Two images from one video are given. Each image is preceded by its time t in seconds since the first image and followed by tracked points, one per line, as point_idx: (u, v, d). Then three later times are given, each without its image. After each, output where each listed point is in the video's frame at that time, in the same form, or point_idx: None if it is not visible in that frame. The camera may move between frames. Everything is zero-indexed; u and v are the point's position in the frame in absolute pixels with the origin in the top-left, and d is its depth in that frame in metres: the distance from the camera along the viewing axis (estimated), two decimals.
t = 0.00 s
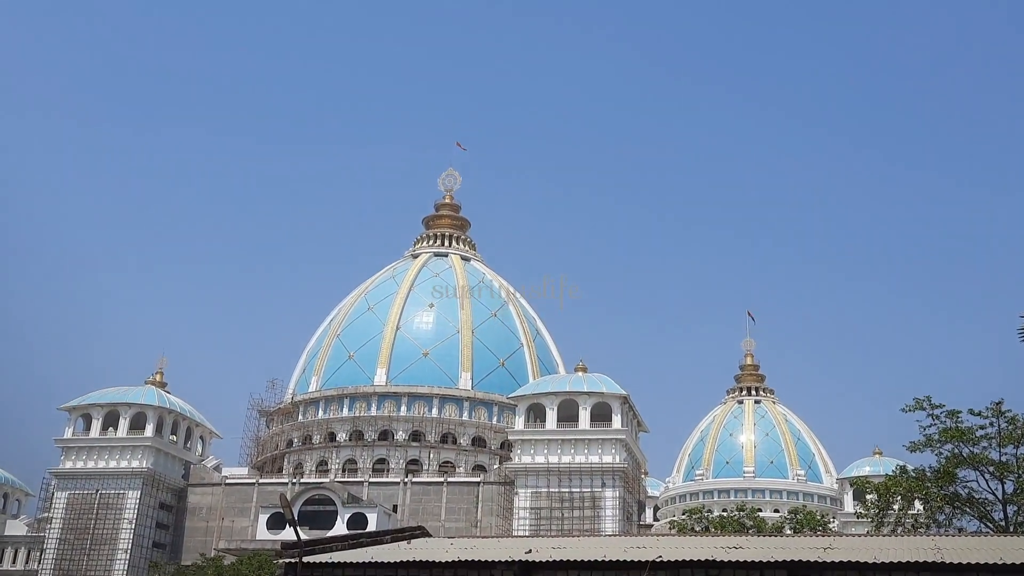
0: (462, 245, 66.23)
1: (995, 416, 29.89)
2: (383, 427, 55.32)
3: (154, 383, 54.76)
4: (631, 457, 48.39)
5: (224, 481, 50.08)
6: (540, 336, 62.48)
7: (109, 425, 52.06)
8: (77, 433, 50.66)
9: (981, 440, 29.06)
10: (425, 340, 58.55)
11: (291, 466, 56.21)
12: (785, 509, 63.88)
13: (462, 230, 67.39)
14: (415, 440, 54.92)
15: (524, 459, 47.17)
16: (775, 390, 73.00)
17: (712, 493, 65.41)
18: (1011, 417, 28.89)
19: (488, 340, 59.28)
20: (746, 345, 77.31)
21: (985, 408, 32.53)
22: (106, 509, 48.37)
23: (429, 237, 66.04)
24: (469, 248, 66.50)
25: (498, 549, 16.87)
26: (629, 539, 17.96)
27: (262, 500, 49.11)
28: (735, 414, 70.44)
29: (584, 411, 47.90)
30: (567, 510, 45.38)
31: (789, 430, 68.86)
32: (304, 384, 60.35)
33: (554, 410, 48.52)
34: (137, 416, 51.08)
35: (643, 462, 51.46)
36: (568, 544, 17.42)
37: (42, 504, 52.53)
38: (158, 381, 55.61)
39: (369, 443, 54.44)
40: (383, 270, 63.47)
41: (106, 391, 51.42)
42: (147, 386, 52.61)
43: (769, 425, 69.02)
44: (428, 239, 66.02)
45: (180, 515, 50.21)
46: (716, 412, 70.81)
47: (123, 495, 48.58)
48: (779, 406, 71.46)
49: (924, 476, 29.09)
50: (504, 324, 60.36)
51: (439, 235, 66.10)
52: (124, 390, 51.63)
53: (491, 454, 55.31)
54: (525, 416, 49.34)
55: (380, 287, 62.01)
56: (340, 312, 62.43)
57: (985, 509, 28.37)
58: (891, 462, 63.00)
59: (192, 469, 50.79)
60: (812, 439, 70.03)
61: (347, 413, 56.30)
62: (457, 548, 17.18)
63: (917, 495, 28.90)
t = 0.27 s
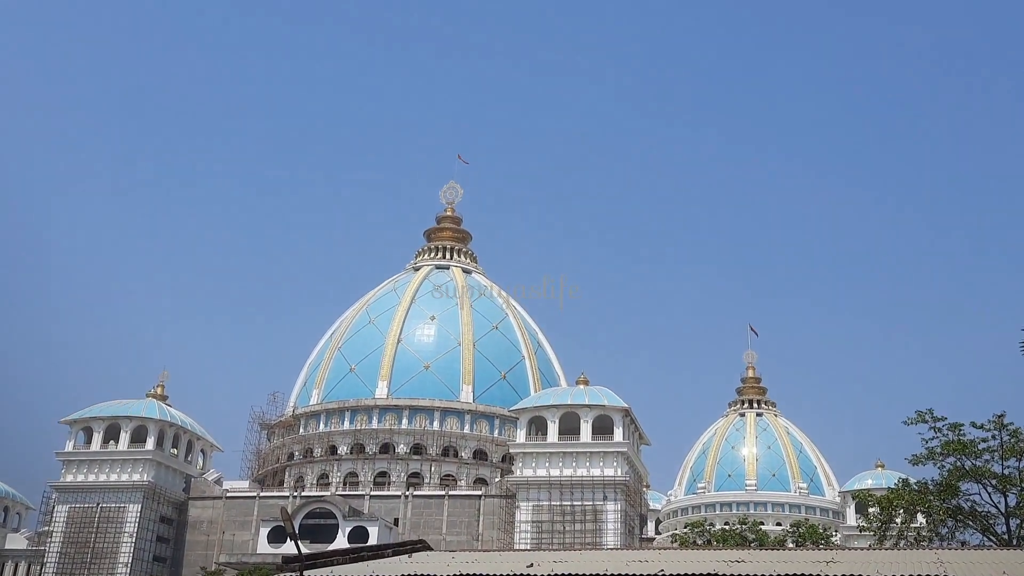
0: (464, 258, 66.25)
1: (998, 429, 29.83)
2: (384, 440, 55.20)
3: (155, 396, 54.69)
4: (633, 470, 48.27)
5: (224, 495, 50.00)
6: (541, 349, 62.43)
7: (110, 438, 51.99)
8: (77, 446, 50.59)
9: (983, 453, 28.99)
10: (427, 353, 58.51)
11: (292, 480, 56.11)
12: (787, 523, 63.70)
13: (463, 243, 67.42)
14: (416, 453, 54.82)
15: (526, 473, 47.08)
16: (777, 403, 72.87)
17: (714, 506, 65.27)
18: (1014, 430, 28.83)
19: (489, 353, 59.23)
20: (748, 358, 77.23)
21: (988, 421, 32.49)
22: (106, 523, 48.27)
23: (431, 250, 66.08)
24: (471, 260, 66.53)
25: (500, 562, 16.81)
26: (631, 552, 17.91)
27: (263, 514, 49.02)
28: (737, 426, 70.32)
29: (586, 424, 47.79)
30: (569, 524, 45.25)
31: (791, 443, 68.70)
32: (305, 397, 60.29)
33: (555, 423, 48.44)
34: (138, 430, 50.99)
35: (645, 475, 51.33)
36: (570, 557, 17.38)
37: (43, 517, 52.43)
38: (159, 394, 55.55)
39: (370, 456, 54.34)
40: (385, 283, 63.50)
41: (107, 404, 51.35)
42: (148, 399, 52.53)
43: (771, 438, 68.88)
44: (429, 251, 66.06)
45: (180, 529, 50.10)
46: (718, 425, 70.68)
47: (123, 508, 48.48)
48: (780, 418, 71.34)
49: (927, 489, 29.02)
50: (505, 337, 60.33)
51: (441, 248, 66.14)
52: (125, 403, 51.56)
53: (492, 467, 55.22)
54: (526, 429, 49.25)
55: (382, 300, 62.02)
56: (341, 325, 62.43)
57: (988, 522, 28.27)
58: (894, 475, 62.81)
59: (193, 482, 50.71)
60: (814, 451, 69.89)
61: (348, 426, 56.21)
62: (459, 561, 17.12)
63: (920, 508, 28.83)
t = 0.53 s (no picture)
0: (464, 269, 66.26)
1: (999, 441, 29.78)
2: (384, 452, 55.08)
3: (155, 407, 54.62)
4: (635, 481, 48.18)
5: (224, 506, 49.95)
6: (542, 360, 62.37)
7: (110, 449, 51.91)
8: (77, 457, 50.51)
9: (984, 465, 28.94)
10: (427, 364, 58.45)
11: (292, 491, 56.02)
12: (788, 534, 63.54)
13: (463, 254, 67.44)
14: (416, 464, 54.71)
15: (527, 484, 46.98)
16: (778, 414, 72.75)
17: (715, 518, 65.13)
18: (1015, 441, 28.79)
19: (490, 364, 59.18)
20: (750, 368, 77.15)
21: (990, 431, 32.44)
22: (106, 534, 48.17)
23: (431, 261, 66.10)
24: (471, 271, 66.54)
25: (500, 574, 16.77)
26: (632, 564, 17.84)
27: (263, 525, 48.94)
28: (738, 438, 70.20)
29: (586, 436, 47.69)
30: (570, 535, 45.12)
31: (792, 454, 68.57)
32: (305, 408, 60.20)
33: (556, 434, 48.36)
34: (138, 441, 50.90)
35: (646, 486, 51.21)
36: (571, 569, 17.31)
37: (42, 529, 52.32)
38: (159, 405, 55.48)
39: (370, 468, 54.23)
40: (385, 295, 63.50)
41: (107, 415, 51.28)
42: (148, 411, 52.44)
43: (772, 449, 68.75)
44: (430, 262, 66.07)
45: (180, 540, 50.00)
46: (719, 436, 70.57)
47: (123, 520, 48.38)
48: (781, 429, 71.23)
49: (928, 500, 28.96)
50: (505, 348, 60.28)
51: (441, 259, 66.16)
52: (125, 414, 51.48)
53: (492, 479, 55.12)
54: (527, 440, 49.16)
55: (382, 311, 62.01)
56: (342, 336, 62.40)
57: (990, 534, 28.20)
58: (895, 487, 62.67)
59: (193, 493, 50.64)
60: (815, 463, 69.73)
61: (348, 438, 56.12)
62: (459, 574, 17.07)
63: (921, 520, 28.76)
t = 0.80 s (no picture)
0: (464, 277, 66.29)
1: (1000, 448, 29.77)
2: (385, 459, 55.03)
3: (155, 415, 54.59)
4: (635, 489, 48.14)
5: (224, 514, 49.96)
6: (542, 367, 62.36)
7: (110, 457, 51.86)
8: (77, 465, 50.48)
9: (985, 472, 28.92)
10: (427, 372, 58.43)
11: (292, 499, 55.97)
12: (789, 542, 63.43)
13: (464, 262, 67.48)
14: (416, 472, 54.66)
15: (527, 492, 46.91)
16: (778, 422, 72.70)
17: (715, 526, 65.06)
18: (1016, 449, 28.76)
19: (490, 372, 59.16)
20: (750, 376, 77.11)
21: (991, 439, 32.44)
22: (106, 542, 48.11)
23: (432, 269, 66.11)
24: (471, 279, 66.57)
25: None
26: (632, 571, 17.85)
27: (263, 533, 48.96)
28: (738, 445, 70.12)
29: (587, 443, 47.64)
30: (570, 543, 45.05)
31: (792, 462, 68.50)
32: (306, 416, 60.17)
33: (556, 442, 48.31)
34: (138, 449, 50.86)
35: (646, 493, 51.15)
36: None
37: (42, 537, 52.26)
38: (159, 413, 55.45)
39: (370, 476, 54.18)
40: (385, 302, 63.52)
41: (107, 423, 51.25)
42: (148, 418, 52.42)
43: (772, 456, 68.66)
44: (430, 270, 66.10)
45: (180, 548, 49.94)
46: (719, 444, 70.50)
47: (123, 527, 48.32)
48: (782, 437, 71.15)
49: (929, 508, 28.93)
50: (506, 356, 60.28)
51: (441, 267, 66.19)
52: (125, 422, 51.44)
53: (493, 486, 55.06)
54: (527, 448, 49.12)
55: (382, 319, 62.03)
56: (342, 344, 62.40)
57: (991, 541, 28.16)
58: (896, 494, 62.59)
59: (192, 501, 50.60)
60: (816, 470, 69.62)
61: (348, 445, 56.07)
62: None
63: (922, 527, 28.71)
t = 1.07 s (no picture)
0: (464, 281, 66.29)
1: (1000, 451, 29.76)
2: (385, 463, 55.00)
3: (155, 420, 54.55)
4: (635, 493, 48.12)
5: (224, 519, 49.96)
6: (542, 371, 62.34)
7: (110, 461, 51.80)
8: (77, 470, 50.44)
9: (986, 475, 28.90)
10: (427, 376, 58.42)
11: (292, 503, 55.95)
12: (789, 546, 63.40)
13: (464, 266, 67.48)
14: (417, 476, 54.63)
15: (527, 496, 46.86)
16: (778, 425, 72.66)
17: (715, 530, 65.03)
18: (1016, 452, 28.74)
19: (490, 376, 59.14)
20: (750, 379, 77.10)
21: (991, 442, 32.44)
22: (106, 547, 48.07)
23: (432, 273, 66.11)
24: (471, 283, 66.57)
25: None
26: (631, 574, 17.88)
27: (263, 538, 48.99)
28: (738, 449, 70.08)
29: (587, 447, 47.59)
30: (570, 547, 45.02)
31: (793, 465, 68.45)
32: (305, 420, 60.14)
33: (556, 446, 48.28)
34: (137, 453, 50.82)
35: (646, 497, 51.10)
36: None
37: (42, 542, 52.19)
38: (159, 418, 55.41)
39: (370, 480, 54.15)
40: (385, 307, 63.50)
41: (107, 427, 51.21)
42: (148, 423, 52.37)
43: (773, 460, 68.62)
44: (430, 274, 66.09)
45: (180, 553, 49.91)
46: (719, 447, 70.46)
47: (123, 532, 48.28)
48: (782, 441, 71.12)
49: (929, 511, 28.91)
50: (506, 360, 60.28)
51: (441, 271, 66.18)
52: (125, 426, 51.38)
53: (493, 491, 55.06)
54: (527, 452, 49.08)
55: (382, 323, 62.02)
56: (342, 348, 62.39)
57: (991, 545, 28.14)
58: (896, 498, 62.54)
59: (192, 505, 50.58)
60: (816, 474, 69.57)
61: (348, 450, 56.04)
62: None
63: (923, 531, 28.68)
